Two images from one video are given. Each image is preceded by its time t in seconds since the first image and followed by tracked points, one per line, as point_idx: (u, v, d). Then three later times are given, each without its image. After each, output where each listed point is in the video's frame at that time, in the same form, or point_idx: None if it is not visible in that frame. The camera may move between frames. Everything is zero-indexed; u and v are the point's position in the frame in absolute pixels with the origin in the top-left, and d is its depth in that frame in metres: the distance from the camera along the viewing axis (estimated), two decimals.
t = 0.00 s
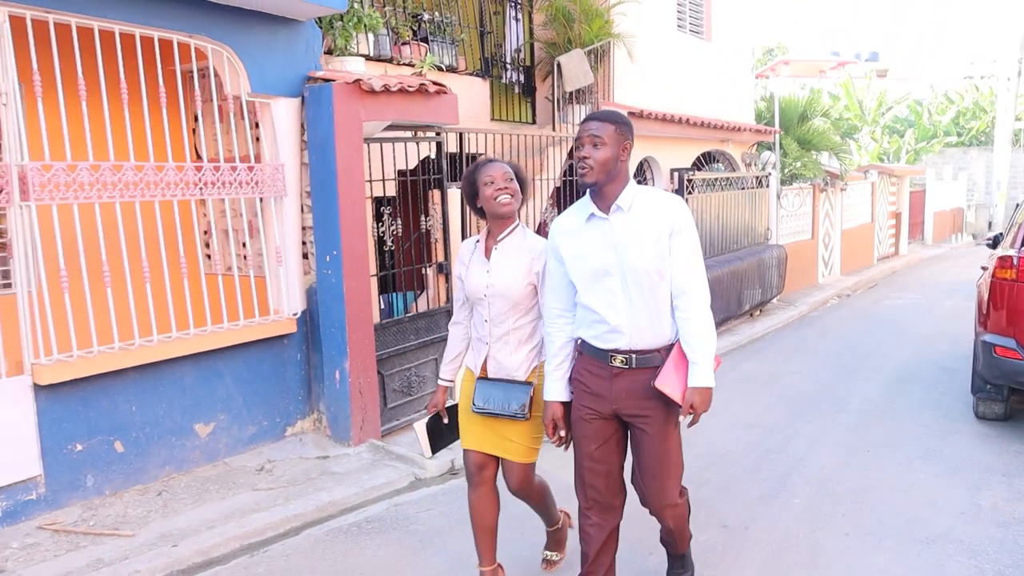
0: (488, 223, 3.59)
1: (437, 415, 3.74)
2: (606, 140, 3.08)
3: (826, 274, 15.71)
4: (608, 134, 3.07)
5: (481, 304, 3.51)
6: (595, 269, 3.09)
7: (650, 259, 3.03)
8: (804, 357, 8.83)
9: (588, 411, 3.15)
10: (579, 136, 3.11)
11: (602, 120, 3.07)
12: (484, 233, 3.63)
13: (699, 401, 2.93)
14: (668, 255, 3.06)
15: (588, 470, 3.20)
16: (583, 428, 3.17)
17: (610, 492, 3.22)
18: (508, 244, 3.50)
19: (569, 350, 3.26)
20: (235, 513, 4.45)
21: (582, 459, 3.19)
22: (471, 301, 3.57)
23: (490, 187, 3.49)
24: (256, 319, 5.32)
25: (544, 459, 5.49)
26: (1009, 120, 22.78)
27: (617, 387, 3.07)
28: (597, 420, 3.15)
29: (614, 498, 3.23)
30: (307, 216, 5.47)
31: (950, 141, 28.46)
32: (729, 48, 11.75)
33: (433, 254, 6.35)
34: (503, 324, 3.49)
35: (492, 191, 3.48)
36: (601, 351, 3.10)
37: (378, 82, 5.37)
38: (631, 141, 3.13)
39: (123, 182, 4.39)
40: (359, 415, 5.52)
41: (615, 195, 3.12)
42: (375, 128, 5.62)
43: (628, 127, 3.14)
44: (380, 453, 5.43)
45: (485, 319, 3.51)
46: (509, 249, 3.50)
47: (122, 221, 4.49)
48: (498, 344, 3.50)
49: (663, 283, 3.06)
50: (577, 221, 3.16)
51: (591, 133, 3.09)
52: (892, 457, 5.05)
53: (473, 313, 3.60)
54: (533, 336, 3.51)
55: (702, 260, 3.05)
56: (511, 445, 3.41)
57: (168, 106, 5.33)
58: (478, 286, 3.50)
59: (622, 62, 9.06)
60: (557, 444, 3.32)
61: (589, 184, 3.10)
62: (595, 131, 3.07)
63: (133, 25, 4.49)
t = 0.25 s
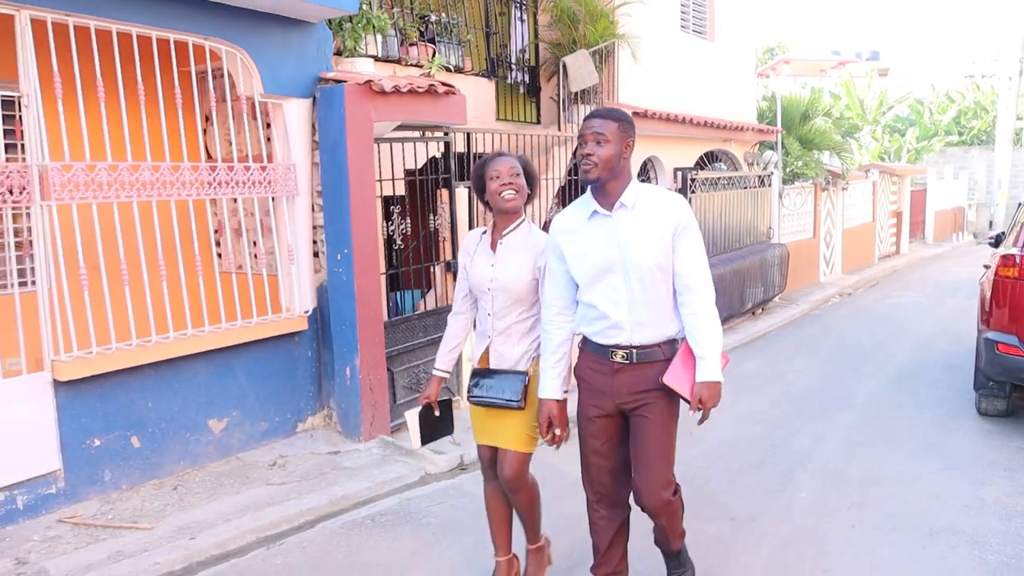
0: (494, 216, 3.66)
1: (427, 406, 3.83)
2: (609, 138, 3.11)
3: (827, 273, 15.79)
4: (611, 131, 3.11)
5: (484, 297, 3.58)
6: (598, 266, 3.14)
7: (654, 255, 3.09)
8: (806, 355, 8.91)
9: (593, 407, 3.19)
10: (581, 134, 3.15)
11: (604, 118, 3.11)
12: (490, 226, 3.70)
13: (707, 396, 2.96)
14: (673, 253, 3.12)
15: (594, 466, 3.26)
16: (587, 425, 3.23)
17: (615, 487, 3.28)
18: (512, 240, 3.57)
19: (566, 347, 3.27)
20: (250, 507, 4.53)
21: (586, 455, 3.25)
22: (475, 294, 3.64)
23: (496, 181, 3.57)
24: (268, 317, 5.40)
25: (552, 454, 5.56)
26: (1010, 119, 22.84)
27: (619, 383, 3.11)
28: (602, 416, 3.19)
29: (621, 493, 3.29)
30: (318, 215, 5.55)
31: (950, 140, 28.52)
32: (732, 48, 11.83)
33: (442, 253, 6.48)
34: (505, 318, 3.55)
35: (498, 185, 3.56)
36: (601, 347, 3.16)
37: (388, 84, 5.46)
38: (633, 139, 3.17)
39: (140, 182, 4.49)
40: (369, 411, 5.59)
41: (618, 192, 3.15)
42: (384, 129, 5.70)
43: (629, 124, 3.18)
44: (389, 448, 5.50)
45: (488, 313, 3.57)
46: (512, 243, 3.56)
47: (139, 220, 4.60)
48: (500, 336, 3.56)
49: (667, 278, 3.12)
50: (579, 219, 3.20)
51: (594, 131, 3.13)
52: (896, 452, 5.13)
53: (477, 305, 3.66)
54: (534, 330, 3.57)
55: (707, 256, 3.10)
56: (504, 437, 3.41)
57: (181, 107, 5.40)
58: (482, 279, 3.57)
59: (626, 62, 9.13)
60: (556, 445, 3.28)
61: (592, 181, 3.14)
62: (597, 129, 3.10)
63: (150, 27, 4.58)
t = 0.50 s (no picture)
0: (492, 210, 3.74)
1: (415, 394, 3.86)
2: (608, 133, 3.15)
3: (819, 267, 15.96)
4: (610, 126, 3.14)
5: (479, 288, 3.66)
6: (594, 257, 3.16)
7: (650, 249, 3.13)
8: (799, 348, 9.05)
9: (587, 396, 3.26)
10: (581, 128, 3.17)
11: (604, 113, 3.15)
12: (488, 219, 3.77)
13: (698, 389, 3.00)
14: (667, 247, 3.16)
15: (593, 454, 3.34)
16: (584, 414, 3.29)
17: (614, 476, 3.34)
18: (507, 233, 3.65)
19: (555, 336, 3.27)
20: (260, 496, 4.63)
21: (587, 444, 3.32)
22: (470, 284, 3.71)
23: (499, 175, 3.65)
24: (274, 310, 5.48)
25: (553, 444, 5.67)
26: (999, 116, 23.10)
27: (611, 373, 3.16)
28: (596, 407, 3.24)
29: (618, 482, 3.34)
30: (323, 210, 5.64)
31: (940, 137, 28.78)
32: (725, 46, 11.97)
33: (443, 247, 6.61)
34: (500, 309, 3.64)
35: (501, 179, 3.64)
36: (594, 339, 3.20)
37: (393, 81, 5.56)
38: (632, 135, 3.21)
39: (151, 177, 4.58)
40: (373, 402, 5.70)
41: (614, 187, 3.19)
42: (388, 125, 5.80)
43: (628, 121, 3.23)
44: (394, 438, 5.61)
45: (482, 304, 3.65)
46: (508, 237, 3.64)
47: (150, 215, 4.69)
48: (494, 327, 3.65)
49: (661, 272, 3.16)
50: (575, 210, 3.22)
51: (593, 126, 3.16)
52: (889, 442, 5.27)
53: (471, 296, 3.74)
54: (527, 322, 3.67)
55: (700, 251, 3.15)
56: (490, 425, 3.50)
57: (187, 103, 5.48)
58: (478, 271, 3.64)
59: (623, 60, 9.26)
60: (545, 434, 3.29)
61: (591, 175, 3.16)
62: (597, 124, 3.12)
63: (160, 25, 4.65)
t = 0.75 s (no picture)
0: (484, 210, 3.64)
1: (404, 388, 3.69)
2: (607, 132, 3.10)
3: (807, 260, 16.16)
4: (610, 125, 3.09)
5: (471, 286, 3.58)
6: (586, 254, 3.14)
7: (642, 250, 3.09)
8: (789, 339, 9.21)
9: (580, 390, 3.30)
10: (580, 127, 3.12)
11: (604, 112, 3.09)
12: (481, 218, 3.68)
13: (681, 392, 3.04)
14: (660, 248, 3.12)
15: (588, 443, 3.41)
16: (578, 407, 3.35)
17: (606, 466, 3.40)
18: (499, 232, 3.55)
19: (547, 327, 3.25)
20: (266, 484, 4.72)
21: (584, 436, 3.38)
22: (462, 283, 3.64)
23: (489, 174, 3.56)
24: (277, 302, 5.57)
25: (550, 433, 5.79)
26: (984, 110, 23.38)
27: (600, 369, 3.17)
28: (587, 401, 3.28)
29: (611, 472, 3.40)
30: (324, 203, 5.73)
31: (926, 130, 29.08)
32: (716, 40, 12.10)
33: (442, 240, 6.74)
34: (492, 308, 3.55)
35: (490, 177, 3.55)
36: (584, 336, 3.20)
37: (393, 76, 5.65)
38: (631, 134, 3.16)
39: (159, 171, 4.67)
40: (375, 393, 5.80)
41: (612, 186, 3.13)
42: (388, 120, 5.89)
43: (628, 121, 3.17)
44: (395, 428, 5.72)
45: (473, 303, 3.58)
46: (499, 235, 3.55)
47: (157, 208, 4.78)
48: (485, 326, 3.57)
49: (652, 272, 3.14)
50: (569, 206, 3.18)
51: (592, 125, 3.11)
52: (878, 429, 5.42)
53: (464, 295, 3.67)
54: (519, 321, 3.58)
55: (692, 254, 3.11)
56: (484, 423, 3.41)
57: (191, 97, 5.55)
58: (469, 269, 3.57)
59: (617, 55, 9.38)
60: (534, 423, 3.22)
61: (589, 175, 3.10)
62: (596, 122, 3.08)
63: (168, 21, 4.74)
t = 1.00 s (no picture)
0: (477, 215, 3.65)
1: (403, 401, 3.62)
2: (612, 137, 3.10)
3: (797, 256, 16.34)
4: (616, 130, 3.09)
5: (461, 290, 3.59)
6: (584, 257, 3.17)
7: (640, 257, 3.12)
8: (781, 334, 9.36)
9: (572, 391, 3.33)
10: (585, 130, 3.12)
11: (611, 116, 3.09)
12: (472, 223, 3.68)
13: (675, 399, 3.10)
14: (658, 257, 3.15)
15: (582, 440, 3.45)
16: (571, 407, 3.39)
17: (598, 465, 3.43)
18: (491, 235, 3.56)
19: (544, 328, 3.26)
20: (273, 476, 4.81)
21: (577, 434, 3.44)
22: (452, 287, 3.65)
23: (482, 177, 3.60)
24: (281, 298, 5.66)
25: (549, 426, 5.90)
26: (970, 106, 23.65)
27: (591, 371, 3.20)
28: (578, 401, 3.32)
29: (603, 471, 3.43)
30: (327, 201, 5.82)
31: (913, 127, 29.36)
32: (708, 38, 12.24)
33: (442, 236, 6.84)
34: (482, 312, 3.56)
35: (482, 179, 3.58)
36: (576, 338, 3.24)
37: (395, 75, 5.74)
38: (636, 140, 3.17)
39: (168, 169, 4.75)
40: (377, 387, 5.90)
41: (615, 190, 3.14)
42: (390, 118, 5.99)
43: (633, 125, 3.18)
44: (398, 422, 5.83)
45: (464, 307, 3.59)
46: (489, 239, 3.56)
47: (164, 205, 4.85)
48: (474, 331, 3.58)
49: (648, 280, 3.16)
50: (571, 208, 3.21)
51: (598, 129, 3.11)
52: (869, 421, 5.56)
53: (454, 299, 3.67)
54: (509, 325, 3.58)
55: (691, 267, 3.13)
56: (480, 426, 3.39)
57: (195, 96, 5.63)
58: (458, 273, 3.58)
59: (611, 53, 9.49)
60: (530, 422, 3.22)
61: (593, 178, 3.11)
62: (601, 126, 3.08)
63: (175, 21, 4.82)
